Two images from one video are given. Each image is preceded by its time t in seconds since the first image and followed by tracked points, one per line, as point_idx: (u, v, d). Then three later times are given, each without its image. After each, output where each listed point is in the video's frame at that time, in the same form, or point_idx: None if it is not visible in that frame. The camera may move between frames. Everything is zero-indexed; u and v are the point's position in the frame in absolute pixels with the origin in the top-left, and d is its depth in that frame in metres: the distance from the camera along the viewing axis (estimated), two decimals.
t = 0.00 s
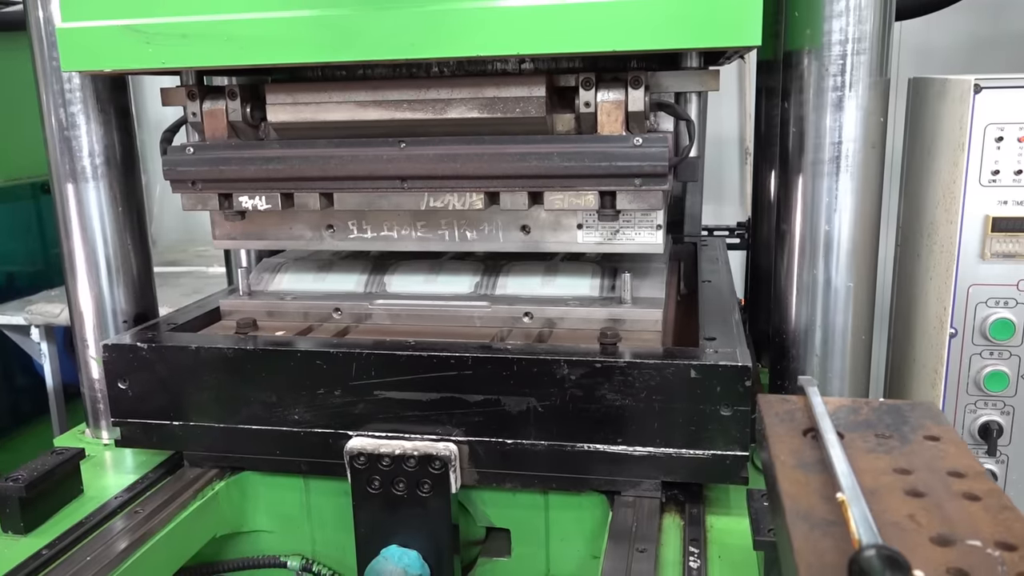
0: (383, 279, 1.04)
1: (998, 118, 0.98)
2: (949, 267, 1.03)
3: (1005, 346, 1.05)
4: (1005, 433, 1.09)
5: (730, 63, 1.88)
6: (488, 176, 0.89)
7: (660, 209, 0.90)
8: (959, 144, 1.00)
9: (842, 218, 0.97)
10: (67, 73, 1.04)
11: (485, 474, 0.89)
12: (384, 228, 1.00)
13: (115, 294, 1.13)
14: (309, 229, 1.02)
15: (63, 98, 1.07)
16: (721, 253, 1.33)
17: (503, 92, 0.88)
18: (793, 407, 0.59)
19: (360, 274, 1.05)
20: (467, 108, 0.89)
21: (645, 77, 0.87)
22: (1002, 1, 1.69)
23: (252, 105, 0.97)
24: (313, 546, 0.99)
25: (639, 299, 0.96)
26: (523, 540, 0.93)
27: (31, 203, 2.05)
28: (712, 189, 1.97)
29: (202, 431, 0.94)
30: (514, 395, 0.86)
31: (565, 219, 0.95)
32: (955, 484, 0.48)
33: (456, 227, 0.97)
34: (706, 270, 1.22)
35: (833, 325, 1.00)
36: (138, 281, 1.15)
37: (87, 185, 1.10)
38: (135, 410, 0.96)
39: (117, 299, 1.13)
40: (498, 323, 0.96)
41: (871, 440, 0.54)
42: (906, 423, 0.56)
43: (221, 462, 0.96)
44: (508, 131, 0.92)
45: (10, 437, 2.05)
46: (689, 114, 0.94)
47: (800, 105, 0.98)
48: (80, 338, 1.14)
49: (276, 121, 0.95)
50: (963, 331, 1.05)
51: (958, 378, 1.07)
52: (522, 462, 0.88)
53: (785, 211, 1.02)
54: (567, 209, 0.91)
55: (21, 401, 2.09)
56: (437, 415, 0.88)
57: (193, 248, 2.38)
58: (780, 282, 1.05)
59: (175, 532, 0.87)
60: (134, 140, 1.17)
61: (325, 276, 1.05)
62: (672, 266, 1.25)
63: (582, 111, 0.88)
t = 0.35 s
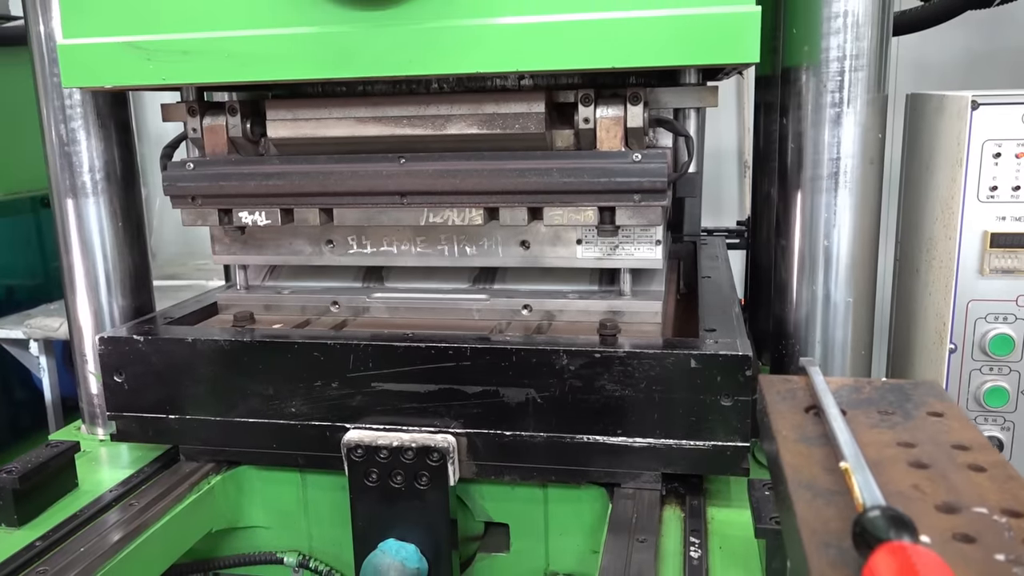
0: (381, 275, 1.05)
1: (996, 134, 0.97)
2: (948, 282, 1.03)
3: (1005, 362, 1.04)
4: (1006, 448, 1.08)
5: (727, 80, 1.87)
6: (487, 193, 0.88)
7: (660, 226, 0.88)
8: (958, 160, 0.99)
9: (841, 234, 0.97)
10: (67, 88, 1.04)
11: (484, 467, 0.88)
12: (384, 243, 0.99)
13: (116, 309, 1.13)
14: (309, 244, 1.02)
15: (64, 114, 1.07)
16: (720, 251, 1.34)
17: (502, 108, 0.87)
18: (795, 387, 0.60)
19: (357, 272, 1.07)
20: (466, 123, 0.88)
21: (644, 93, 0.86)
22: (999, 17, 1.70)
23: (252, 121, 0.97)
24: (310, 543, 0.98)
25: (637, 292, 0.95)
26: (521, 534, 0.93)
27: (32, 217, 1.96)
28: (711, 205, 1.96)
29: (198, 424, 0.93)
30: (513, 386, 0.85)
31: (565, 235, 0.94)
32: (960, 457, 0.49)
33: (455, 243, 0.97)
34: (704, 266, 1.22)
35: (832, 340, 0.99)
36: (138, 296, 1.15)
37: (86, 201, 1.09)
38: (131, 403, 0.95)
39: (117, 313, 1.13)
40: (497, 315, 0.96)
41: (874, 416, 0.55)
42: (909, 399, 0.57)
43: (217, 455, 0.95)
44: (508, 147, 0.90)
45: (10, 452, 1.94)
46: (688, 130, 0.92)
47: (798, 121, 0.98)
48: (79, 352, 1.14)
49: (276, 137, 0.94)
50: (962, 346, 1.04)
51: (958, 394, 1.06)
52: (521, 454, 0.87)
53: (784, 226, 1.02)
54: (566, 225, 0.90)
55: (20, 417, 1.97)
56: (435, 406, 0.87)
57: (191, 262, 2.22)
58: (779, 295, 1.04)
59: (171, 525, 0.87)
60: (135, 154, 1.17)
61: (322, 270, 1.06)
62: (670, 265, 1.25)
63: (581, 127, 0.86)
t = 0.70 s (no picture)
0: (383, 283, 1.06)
1: (997, 148, 0.97)
2: (950, 296, 1.02)
3: (1006, 376, 1.04)
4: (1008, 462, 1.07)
5: (728, 93, 1.88)
6: (490, 206, 0.88)
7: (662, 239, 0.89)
8: (958, 174, 0.99)
9: (843, 247, 0.97)
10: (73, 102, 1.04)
11: (486, 474, 0.88)
12: (387, 256, 0.99)
13: (119, 321, 1.13)
14: (312, 257, 1.02)
15: (69, 127, 1.08)
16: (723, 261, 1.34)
17: (505, 122, 0.87)
18: (797, 392, 0.61)
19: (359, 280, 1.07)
20: (469, 137, 0.88)
21: (646, 107, 0.86)
22: (999, 31, 1.70)
23: (255, 134, 0.97)
24: (311, 552, 0.98)
25: (638, 300, 0.96)
26: (522, 542, 0.93)
27: (35, 230, 1.97)
28: (713, 219, 1.97)
29: (200, 432, 0.93)
30: (515, 394, 0.85)
31: (567, 248, 0.94)
32: (963, 461, 0.49)
33: (458, 255, 0.97)
34: (706, 276, 1.22)
35: (834, 353, 0.99)
36: (141, 308, 1.15)
37: (91, 214, 1.10)
38: (133, 409, 0.95)
39: (120, 325, 1.13)
40: (499, 323, 0.97)
41: (876, 421, 0.55)
42: (913, 404, 0.58)
43: (219, 463, 0.95)
44: (511, 160, 0.91)
45: (11, 464, 1.94)
46: (690, 144, 0.93)
47: (799, 135, 0.98)
48: (82, 365, 1.14)
49: (281, 151, 0.94)
50: (964, 360, 1.04)
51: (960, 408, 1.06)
52: (523, 462, 0.87)
53: (785, 240, 1.02)
54: (569, 238, 0.89)
55: (21, 428, 1.97)
56: (437, 414, 0.87)
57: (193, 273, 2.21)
58: (780, 308, 1.04)
59: (172, 533, 0.86)
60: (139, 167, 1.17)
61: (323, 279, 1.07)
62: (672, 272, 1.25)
63: (583, 141, 0.87)
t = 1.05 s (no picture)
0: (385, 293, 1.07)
1: (995, 159, 0.97)
2: (950, 306, 1.03)
3: (1006, 386, 1.04)
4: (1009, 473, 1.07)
5: (729, 104, 1.89)
6: (491, 217, 0.88)
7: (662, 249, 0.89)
8: (957, 185, 1.00)
9: (842, 258, 0.97)
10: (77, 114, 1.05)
11: (487, 483, 0.88)
12: (389, 266, 1.00)
13: (122, 331, 1.13)
14: (314, 267, 1.02)
15: (73, 139, 1.08)
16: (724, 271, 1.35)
17: (505, 134, 0.88)
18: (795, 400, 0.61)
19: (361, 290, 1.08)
20: (470, 148, 0.89)
21: (647, 118, 0.87)
22: (999, 42, 1.71)
23: (258, 145, 0.98)
24: (312, 562, 0.98)
25: (639, 309, 0.96)
26: (523, 552, 0.93)
27: (38, 240, 1.98)
28: (714, 229, 1.97)
29: (202, 441, 0.94)
30: (515, 403, 0.85)
31: (568, 258, 0.94)
32: (962, 469, 0.49)
33: (459, 266, 0.97)
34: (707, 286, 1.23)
35: (834, 363, 0.99)
36: (144, 317, 1.16)
37: (94, 225, 1.10)
38: (135, 418, 0.95)
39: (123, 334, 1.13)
40: (500, 332, 0.97)
41: (876, 430, 0.56)
42: (912, 414, 0.58)
43: (220, 472, 0.95)
44: (513, 172, 0.91)
45: (12, 473, 1.94)
46: (690, 155, 0.93)
47: (799, 146, 0.99)
48: (85, 375, 1.14)
49: (283, 161, 0.95)
50: (964, 370, 1.04)
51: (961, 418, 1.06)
52: (524, 471, 0.87)
53: (785, 250, 1.02)
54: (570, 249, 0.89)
55: (23, 438, 1.97)
56: (438, 423, 0.87)
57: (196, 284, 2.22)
58: (781, 319, 1.04)
59: (173, 542, 0.87)
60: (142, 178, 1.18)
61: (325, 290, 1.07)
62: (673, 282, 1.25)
63: (584, 152, 0.88)
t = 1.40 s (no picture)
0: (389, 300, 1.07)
1: (999, 167, 0.97)
2: (954, 314, 1.02)
3: (1011, 394, 1.03)
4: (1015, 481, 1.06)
5: (732, 111, 1.89)
6: (496, 225, 0.88)
7: (666, 256, 0.89)
8: (961, 193, 1.00)
9: (846, 266, 0.97)
10: (82, 122, 1.05)
11: (490, 490, 0.88)
12: (392, 274, 1.00)
13: (125, 338, 1.13)
14: (318, 275, 1.02)
15: (78, 147, 1.09)
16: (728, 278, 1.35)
17: (509, 142, 0.88)
18: (799, 406, 0.61)
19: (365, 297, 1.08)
20: (474, 156, 0.89)
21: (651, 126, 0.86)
22: (1003, 50, 1.71)
23: (262, 154, 0.98)
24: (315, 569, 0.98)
25: (642, 316, 0.96)
26: (526, 558, 0.93)
27: (43, 246, 2.00)
28: (717, 237, 1.97)
29: (206, 448, 0.94)
30: (519, 410, 0.85)
31: (572, 265, 0.94)
32: (967, 475, 0.49)
33: (462, 273, 0.97)
34: (711, 293, 1.23)
35: (838, 371, 0.99)
36: (148, 325, 1.16)
37: (99, 233, 1.10)
38: (138, 425, 0.95)
39: (126, 341, 1.13)
40: (504, 339, 0.97)
41: (880, 436, 0.56)
42: (916, 420, 0.58)
43: (224, 479, 0.95)
44: (517, 180, 0.92)
45: (16, 481, 1.94)
46: (693, 163, 0.93)
47: (802, 154, 0.99)
48: (89, 383, 1.14)
49: (288, 170, 0.95)
50: (969, 378, 1.03)
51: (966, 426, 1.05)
52: (528, 478, 0.87)
53: (789, 258, 1.02)
54: (573, 256, 0.90)
55: (27, 446, 1.98)
56: (442, 430, 0.87)
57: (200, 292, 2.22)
58: (785, 326, 1.04)
59: (177, 549, 0.87)
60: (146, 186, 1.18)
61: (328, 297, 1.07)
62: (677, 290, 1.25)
63: (588, 160, 0.88)
